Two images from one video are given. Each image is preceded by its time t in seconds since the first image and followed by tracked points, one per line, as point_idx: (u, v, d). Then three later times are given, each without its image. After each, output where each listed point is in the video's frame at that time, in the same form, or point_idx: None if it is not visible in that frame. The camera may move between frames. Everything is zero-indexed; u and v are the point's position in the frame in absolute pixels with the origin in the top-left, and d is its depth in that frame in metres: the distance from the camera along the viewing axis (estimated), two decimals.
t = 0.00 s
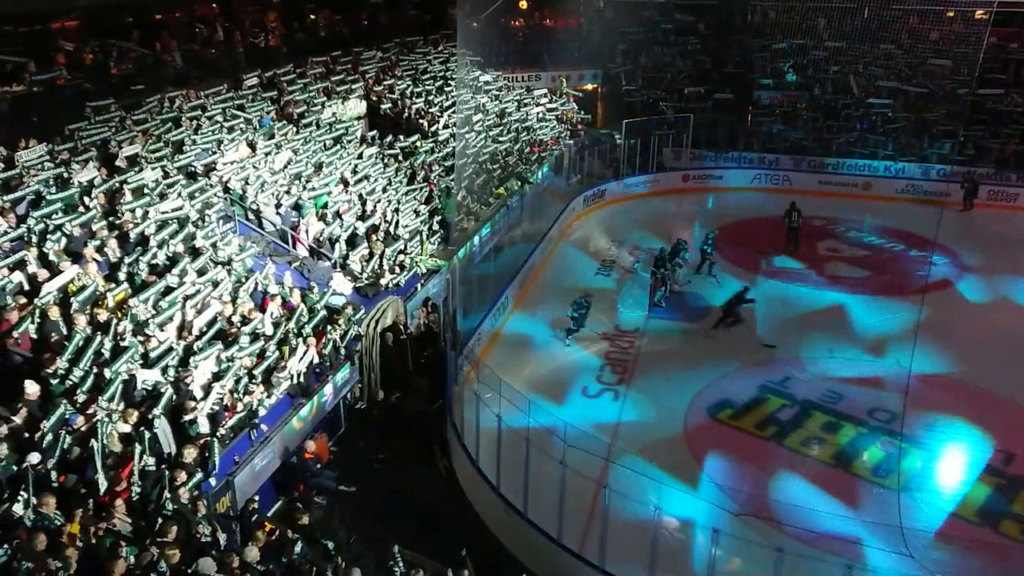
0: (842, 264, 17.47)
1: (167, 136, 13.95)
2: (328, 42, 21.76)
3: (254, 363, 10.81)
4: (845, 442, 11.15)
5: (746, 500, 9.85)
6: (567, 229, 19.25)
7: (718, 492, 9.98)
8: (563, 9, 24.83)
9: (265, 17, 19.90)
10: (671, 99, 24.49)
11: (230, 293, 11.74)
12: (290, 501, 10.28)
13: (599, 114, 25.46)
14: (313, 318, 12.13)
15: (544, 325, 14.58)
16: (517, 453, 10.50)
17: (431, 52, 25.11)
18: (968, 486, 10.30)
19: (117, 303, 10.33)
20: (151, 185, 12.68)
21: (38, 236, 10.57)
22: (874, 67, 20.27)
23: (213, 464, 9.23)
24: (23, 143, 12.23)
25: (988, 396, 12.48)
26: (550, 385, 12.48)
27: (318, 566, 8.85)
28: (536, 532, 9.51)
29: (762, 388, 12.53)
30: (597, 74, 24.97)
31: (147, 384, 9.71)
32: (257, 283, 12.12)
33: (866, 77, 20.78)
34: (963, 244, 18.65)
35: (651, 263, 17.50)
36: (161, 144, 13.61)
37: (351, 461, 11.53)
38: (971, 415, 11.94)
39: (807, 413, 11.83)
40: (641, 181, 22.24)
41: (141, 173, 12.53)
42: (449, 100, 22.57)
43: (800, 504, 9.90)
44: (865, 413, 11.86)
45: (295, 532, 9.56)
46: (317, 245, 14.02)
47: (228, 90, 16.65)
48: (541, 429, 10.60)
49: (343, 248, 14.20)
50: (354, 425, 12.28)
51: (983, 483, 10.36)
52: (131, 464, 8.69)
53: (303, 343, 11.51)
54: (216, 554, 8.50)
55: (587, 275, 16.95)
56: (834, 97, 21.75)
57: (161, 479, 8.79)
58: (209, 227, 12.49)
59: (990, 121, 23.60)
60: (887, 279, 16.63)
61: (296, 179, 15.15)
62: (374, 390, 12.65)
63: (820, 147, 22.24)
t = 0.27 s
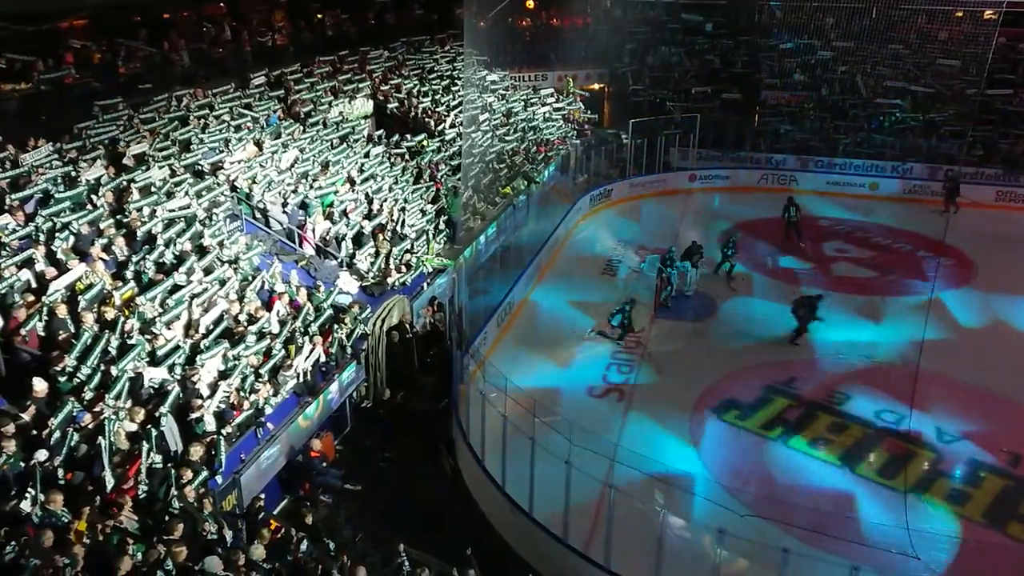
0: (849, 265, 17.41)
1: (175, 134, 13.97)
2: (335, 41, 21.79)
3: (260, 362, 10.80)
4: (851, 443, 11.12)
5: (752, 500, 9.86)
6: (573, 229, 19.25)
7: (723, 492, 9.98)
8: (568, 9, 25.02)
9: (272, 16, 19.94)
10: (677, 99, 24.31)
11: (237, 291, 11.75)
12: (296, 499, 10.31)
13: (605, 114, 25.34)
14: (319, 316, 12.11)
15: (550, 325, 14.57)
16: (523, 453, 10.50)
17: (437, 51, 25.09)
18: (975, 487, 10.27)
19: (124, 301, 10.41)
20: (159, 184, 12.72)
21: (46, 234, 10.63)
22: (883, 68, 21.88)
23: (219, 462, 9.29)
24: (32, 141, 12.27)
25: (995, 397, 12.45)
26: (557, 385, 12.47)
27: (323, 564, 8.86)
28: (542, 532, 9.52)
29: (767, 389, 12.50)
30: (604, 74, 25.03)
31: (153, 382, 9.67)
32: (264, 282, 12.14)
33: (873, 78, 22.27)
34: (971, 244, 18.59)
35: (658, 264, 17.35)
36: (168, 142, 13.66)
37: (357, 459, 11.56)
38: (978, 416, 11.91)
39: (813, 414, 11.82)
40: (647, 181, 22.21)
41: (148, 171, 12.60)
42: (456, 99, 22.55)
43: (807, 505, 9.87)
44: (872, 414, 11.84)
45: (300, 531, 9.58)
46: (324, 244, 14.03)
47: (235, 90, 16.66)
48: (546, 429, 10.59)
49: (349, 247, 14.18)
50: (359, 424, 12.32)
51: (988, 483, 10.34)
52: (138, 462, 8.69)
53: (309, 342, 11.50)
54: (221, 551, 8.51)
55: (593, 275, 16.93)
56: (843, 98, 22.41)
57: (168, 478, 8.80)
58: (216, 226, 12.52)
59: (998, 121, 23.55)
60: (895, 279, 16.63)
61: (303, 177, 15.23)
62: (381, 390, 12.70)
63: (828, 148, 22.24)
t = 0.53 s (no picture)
0: (860, 266, 17.33)
1: (186, 133, 14.05)
2: (346, 40, 21.83)
3: (270, 360, 10.85)
4: (861, 444, 11.07)
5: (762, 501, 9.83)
6: (582, 229, 19.04)
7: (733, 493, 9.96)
8: (578, 9, 24.35)
9: (283, 15, 19.99)
10: (688, 100, 24.15)
11: (247, 289, 11.81)
12: (306, 496, 10.34)
13: (616, 113, 25.23)
14: (329, 315, 12.15)
15: (560, 324, 14.59)
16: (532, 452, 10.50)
17: (448, 49, 25.16)
18: (987, 489, 10.20)
19: (135, 299, 10.47)
20: (170, 182, 12.75)
21: (59, 232, 10.73)
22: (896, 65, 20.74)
23: (229, 459, 9.38)
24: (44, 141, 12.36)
25: (1008, 400, 12.36)
26: (567, 384, 12.46)
27: (332, 562, 8.86)
28: (551, 531, 9.51)
29: (777, 390, 12.46)
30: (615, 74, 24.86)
31: (164, 379, 9.69)
32: (274, 280, 12.16)
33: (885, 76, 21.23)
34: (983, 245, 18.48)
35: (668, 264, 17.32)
36: (179, 141, 13.72)
37: (367, 458, 11.59)
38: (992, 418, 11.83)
39: (823, 414, 11.77)
40: (658, 180, 22.30)
41: (159, 170, 12.68)
42: (466, 98, 22.46)
43: (817, 506, 9.84)
44: (883, 415, 11.79)
45: (309, 528, 9.65)
46: (334, 242, 14.04)
47: (246, 89, 16.68)
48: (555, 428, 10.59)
49: (359, 247, 14.18)
50: (369, 423, 12.35)
51: (1000, 485, 10.27)
52: (148, 460, 8.71)
53: (319, 341, 11.55)
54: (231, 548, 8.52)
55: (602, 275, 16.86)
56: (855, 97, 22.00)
57: (178, 476, 8.84)
58: (226, 224, 12.52)
59: (1011, 121, 23.46)
60: (908, 279, 16.52)
61: (314, 176, 15.28)
62: (391, 389, 12.70)
63: (839, 148, 22.60)
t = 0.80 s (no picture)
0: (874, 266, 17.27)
1: (199, 133, 14.10)
2: (358, 40, 21.88)
3: (282, 359, 10.92)
4: (874, 446, 11.01)
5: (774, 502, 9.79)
6: (593, 228, 19.08)
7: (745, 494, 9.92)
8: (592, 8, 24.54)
9: (296, 15, 20.05)
10: (701, 99, 24.40)
11: (259, 288, 11.87)
12: (318, 495, 10.37)
13: (627, 113, 25.57)
14: (341, 314, 12.22)
15: (571, 322, 14.66)
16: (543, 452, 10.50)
17: (460, 50, 25.43)
18: (1001, 492, 10.12)
19: (148, 299, 10.50)
20: (183, 182, 12.82)
21: (73, 231, 10.76)
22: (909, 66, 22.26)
23: (241, 458, 9.42)
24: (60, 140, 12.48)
25: None
26: (578, 384, 12.46)
27: (342, 561, 8.90)
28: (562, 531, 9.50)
29: (789, 390, 12.42)
30: (625, 72, 24.91)
31: (176, 378, 9.80)
32: (286, 279, 12.26)
33: (900, 76, 22.51)
34: (998, 245, 18.33)
35: (680, 264, 17.29)
36: (193, 141, 13.78)
37: (378, 457, 11.62)
38: (1007, 420, 11.73)
39: (836, 416, 11.71)
40: (671, 179, 21.85)
41: (172, 170, 12.77)
42: (478, 97, 22.83)
43: (829, 507, 9.79)
44: (895, 417, 11.73)
45: (320, 527, 9.67)
46: (345, 242, 14.07)
47: (258, 88, 16.79)
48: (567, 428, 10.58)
49: (371, 246, 14.36)
50: (380, 422, 12.38)
51: (1015, 488, 10.19)
52: (161, 457, 8.74)
53: (331, 340, 11.58)
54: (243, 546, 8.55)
55: (613, 274, 16.85)
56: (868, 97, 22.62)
57: (190, 475, 8.89)
58: (239, 223, 12.57)
59: None
60: (922, 280, 16.46)
61: (325, 176, 15.38)
62: (403, 388, 12.71)
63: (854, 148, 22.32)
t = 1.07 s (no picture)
0: (888, 267, 17.19)
1: (212, 132, 14.19)
2: (371, 39, 21.89)
3: (294, 358, 11.01)
4: (887, 447, 10.94)
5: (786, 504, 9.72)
6: (606, 228, 18.84)
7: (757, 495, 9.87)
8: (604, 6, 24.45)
9: (309, 14, 20.07)
10: (715, 99, 23.92)
11: (272, 287, 11.92)
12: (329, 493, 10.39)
13: (639, 112, 25.56)
14: (353, 313, 12.25)
15: (583, 322, 14.60)
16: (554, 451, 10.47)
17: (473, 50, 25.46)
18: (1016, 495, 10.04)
19: (162, 296, 10.55)
20: (196, 181, 12.88)
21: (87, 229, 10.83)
22: (923, 65, 23.42)
23: (253, 456, 9.43)
24: (74, 139, 12.59)
25: None
26: (589, 384, 12.43)
27: (353, 559, 8.92)
28: (573, 531, 9.46)
29: (802, 391, 12.36)
30: (637, 72, 25.08)
31: (189, 376, 9.82)
32: (298, 278, 12.30)
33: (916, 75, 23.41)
34: (1013, 246, 18.19)
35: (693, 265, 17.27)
36: (207, 140, 13.84)
37: (389, 456, 11.63)
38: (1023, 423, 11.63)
39: (849, 417, 11.63)
40: (682, 180, 21.57)
41: (186, 168, 12.82)
42: (490, 97, 23.01)
43: (842, 509, 9.72)
44: (910, 418, 11.65)
45: (332, 525, 9.69)
46: (358, 241, 14.17)
47: (272, 87, 16.85)
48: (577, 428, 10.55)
49: (383, 245, 14.44)
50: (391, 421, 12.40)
51: None
52: (174, 454, 8.82)
53: (343, 339, 11.65)
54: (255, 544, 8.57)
55: (625, 274, 16.80)
56: (883, 94, 23.74)
57: (201, 473, 8.91)
58: (252, 222, 12.72)
59: None
60: (937, 281, 16.34)
61: (338, 175, 15.44)
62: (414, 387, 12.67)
63: (869, 147, 22.30)
